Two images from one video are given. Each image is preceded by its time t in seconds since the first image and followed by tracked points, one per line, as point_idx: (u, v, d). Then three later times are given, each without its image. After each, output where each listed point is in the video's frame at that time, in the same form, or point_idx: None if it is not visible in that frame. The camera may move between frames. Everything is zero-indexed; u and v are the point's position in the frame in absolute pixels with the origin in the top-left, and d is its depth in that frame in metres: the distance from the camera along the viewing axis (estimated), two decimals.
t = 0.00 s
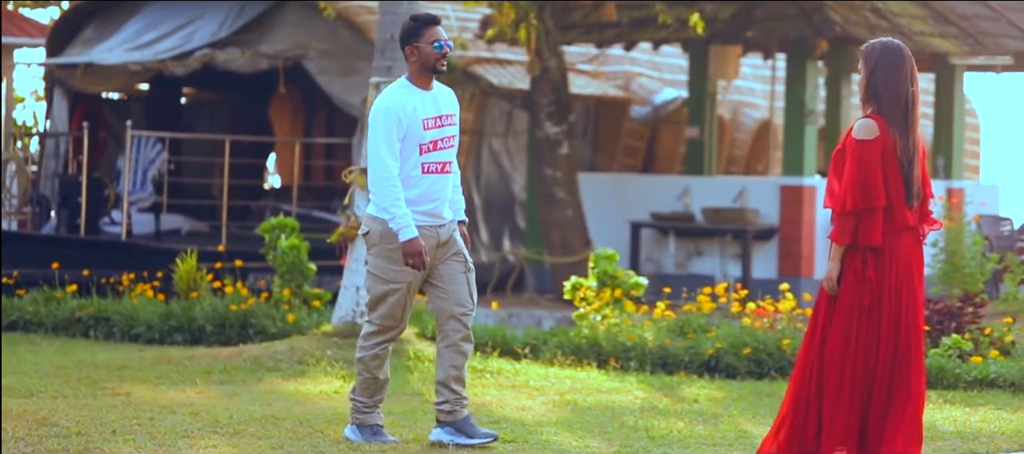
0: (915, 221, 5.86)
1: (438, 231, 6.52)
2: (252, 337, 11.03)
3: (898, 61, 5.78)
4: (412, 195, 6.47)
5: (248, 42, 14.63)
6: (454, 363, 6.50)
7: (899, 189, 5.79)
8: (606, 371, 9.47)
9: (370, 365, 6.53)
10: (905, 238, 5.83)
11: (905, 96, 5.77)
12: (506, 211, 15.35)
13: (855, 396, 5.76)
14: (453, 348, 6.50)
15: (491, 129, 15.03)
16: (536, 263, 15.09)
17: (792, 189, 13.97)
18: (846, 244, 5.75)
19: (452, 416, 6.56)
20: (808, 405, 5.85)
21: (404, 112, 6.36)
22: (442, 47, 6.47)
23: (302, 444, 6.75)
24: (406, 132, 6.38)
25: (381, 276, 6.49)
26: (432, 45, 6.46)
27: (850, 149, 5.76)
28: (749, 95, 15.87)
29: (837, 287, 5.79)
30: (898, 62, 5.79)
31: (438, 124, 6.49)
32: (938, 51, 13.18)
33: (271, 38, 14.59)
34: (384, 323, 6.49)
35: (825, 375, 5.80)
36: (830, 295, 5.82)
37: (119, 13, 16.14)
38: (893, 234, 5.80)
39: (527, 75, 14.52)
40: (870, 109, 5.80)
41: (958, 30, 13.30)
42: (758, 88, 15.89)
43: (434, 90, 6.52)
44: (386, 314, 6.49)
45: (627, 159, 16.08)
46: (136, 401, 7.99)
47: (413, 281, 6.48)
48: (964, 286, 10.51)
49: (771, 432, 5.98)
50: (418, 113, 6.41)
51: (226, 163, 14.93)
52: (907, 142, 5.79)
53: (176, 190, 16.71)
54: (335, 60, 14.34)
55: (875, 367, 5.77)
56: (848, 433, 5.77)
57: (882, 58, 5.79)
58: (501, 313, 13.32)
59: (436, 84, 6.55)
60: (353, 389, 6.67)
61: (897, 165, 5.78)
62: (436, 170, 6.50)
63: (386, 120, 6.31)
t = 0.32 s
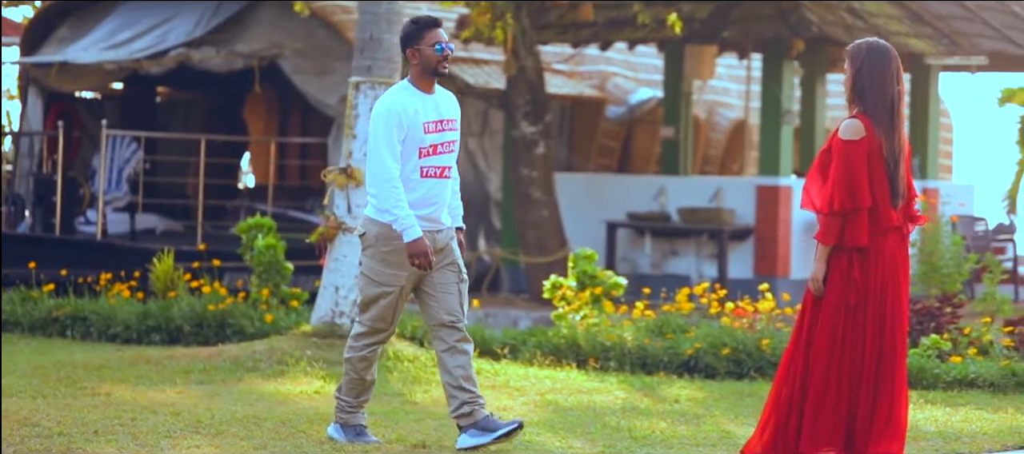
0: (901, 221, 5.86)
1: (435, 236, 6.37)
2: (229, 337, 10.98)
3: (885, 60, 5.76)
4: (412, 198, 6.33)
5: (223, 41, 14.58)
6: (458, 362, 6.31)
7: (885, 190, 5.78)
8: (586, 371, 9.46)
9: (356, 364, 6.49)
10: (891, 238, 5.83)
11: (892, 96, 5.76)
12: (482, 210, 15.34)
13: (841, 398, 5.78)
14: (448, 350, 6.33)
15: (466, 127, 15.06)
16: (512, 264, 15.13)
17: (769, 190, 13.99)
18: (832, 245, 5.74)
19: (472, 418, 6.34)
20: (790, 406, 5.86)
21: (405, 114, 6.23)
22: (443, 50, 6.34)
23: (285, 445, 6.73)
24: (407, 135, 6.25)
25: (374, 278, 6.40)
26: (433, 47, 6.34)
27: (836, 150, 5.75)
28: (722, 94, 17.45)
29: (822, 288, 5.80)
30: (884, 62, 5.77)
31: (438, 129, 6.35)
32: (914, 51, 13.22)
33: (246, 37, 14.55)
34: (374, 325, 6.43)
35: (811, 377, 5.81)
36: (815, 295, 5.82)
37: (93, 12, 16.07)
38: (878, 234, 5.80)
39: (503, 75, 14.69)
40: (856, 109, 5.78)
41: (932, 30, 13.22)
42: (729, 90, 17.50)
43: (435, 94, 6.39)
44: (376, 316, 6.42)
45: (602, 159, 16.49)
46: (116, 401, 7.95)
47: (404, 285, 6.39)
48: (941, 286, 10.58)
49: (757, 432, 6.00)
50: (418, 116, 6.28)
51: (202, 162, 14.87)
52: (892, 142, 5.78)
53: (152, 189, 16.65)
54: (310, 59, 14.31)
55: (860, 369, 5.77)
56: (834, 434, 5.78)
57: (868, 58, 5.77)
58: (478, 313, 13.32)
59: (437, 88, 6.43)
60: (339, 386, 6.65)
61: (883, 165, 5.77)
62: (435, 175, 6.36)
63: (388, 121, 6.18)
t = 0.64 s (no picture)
0: (880, 221, 5.83)
1: (433, 242, 6.24)
2: (202, 337, 10.93)
3: (866, 61, 5.74)
4: (410, 204, 6.20)
5: (194, 41, 14.54)
6: (450, 373, 6.20)
7: (866, 190, 5.75)
8: (560, 372, 9.46)
9: (342, 365, 6.39)
10: (871, 239, 5.79)
11: (873, 97, 5.74)
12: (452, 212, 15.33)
13: (823, 400, 5.73)
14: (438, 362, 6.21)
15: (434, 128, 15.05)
16: (483, 264, 15.15)
17: (738, 190, 14.04)
18: (813, 246, 5.69)
19: (458, 429, 6.23)
20: (772, 408, 5.79)
21: (404, 118, 6.11)
22: (442, 54, 6.26)
23: (264, 446, 6.70)
24: (405, 139, 6.13)
25: (368, 283, 6.28)
26: (432, 52, 6.25)
27: (818, 150, 5.71)
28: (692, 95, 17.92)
29: (803, 288, 5.74)
30: (865, 63, 5.75)
31: (437, 134, 6.23)
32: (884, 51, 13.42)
33: (217, 37, 14.51)
34: (366, 329, 6.31)
35: (793, 379, 5.74)
36: (796, 296, 5.76)
37: (63, 11, 15.98)
38: (859, 235, 5.75)
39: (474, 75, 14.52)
40: (837, 110, 5.76)
41: (903, 31, 13.62)
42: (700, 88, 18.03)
43: (434, 100, 6.28)
44: (368, 321, 6.30)
45: (572, 160, 16.67)
46: (92, 402, 7.90)
47: (399, 290, 6.25)
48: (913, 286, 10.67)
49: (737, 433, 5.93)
50: (417, 120, 6.16)
51: (172, 162, 14.81)
52: (874, 143, 5.75)
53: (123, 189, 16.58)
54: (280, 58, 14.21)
55: (842, 370, 5.72)
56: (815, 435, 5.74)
57: (850, 59, 5.74)
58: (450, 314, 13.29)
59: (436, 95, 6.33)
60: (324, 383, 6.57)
61: (864, 166, 5.74)
62: (433, 180, 6.23)
63: (387, 124, 6.07)
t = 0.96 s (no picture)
0: (860, 222, 5.84)
1: (432, 244, 6.22)
2: (174, 337, 10.89)
3: (848, 62, 5.74)
4: (408, 206, 6.17)
5: (163, 41, 14.48)
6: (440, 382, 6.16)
7: (845, 191, 5.75)
8: (535, 372, 9.46)
9: (338, 368, 6.31)
10: (851, 240, 5.80)
11: (854, 98, 5.73)
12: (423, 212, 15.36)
13: (803, 401, 5.74)
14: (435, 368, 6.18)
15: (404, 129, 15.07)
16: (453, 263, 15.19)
17: (708, 190, 14.09)
18: (794, 247, 5.69)
19: (439, 434, 6.21)
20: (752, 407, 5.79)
21: (402, 118, 6.10)
22: (442, 56, 6.25)
23: (243, 447, 6.68)
24: (403, 140, 6.11)
25: (369, 289, 6.24)
26: (432, 53, 6.24)
27: (799, 151, 5.71)
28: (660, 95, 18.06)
29: (784, 290, 5.74)
30: (847, 63, 5.74)
31: (436, 136, 6.22)
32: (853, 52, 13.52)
33: (186, 37, 14.45)
34: (368, 337, 6.25)
35: (773, 380, 5.75)
36: (776, 297, 5.76)
37: (31, 10, 15.90)
38: (839, 236, 5.75)
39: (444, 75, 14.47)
40: (819, 111, 5.76)
41: (873, 32, 14.12)
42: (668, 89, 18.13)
43: (434, 102, 6.27)
44: (370, 328, 6.24)
45: (541, 159, 16.72)
46: (67, 403, 7.85)
47: (401, 295, 6.22)
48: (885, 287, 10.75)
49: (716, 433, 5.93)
50: (416, 121, 6.15)
51: (142, 162, 14.75)
52: (854, 143, 5.75)
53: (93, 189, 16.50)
54: (248, 59, 14.22)
55: (822, 371, 5.73)
56: (794, 437, 5.75)
57: (831, 60, 5.74)
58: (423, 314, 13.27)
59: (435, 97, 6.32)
60: (315, 380, 6.48)
61: (845, 167, 5.74)
62: (433, 182, 6.21)
63: (385, 125, 6.06)
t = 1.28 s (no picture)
0: (837, 223, 5.85)
1: (426, 243, 6.21)
2: (142, 337, 10.83)
3: (825, 62, 5.76)
4: (399, 204, 6.16)
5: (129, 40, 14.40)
6: (426, 384, 6.21)
7: (822, 192, 5.77)
8: (505, 372, 9.46)
9: (346, 367, 6.28)
10: (828, 240, 5.81)
11: (832, 99, 5.76)
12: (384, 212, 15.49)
13: (780, 400, 5.73)
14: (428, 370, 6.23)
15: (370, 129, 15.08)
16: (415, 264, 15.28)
17: (674, 190, 14.13)
18: (771, 247, 5.71)
19: (416, 435, 6.27)
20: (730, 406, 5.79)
21: (395, 115, 6.09)
22: (439, 55, 6.23)
23: (218, 448, 6.66)
24: (395, 137, 6.10)
25: (374, 290, 6.16)
26: (429, 51, 6.23)
27: (776, 151, 5.73)
28: (626, 95, 18.00)
29: (762, 290, 5.75)
30: (824, 64, 5.77)
31: (428, 134, 6.20)
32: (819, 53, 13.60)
33: (152, 36, 14.39)
34: (379, 339, 6.17)
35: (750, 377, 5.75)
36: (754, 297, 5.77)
37: None
38: (816, 237, 5.77)
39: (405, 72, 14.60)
40: (796, 111, 5.78)
41: (838, 32, 14.32)
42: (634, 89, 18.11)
43: (427, 100, 6.26)
44: (379, 329, 6.17)
45: (508, 159, 16.74)
46: (39, 404, 7.80)
47: (408, 293, 6.17)
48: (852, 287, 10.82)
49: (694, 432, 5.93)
50: (408, 119, 6.13)
51: (108, 161, 14.68)
52: (831, 144, 5.77)
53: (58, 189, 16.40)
54: (214, 58, 14.16)
55: (800, 370, 5.73)
56: (769, 434, 5.74)
57: (808, 60, 5.76)
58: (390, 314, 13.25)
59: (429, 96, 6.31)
60: (319, 369, 6.42)
61: (823, 167, 5.75)
62: (425, 181, 6.20)
63: (377, 121, 6.04)
